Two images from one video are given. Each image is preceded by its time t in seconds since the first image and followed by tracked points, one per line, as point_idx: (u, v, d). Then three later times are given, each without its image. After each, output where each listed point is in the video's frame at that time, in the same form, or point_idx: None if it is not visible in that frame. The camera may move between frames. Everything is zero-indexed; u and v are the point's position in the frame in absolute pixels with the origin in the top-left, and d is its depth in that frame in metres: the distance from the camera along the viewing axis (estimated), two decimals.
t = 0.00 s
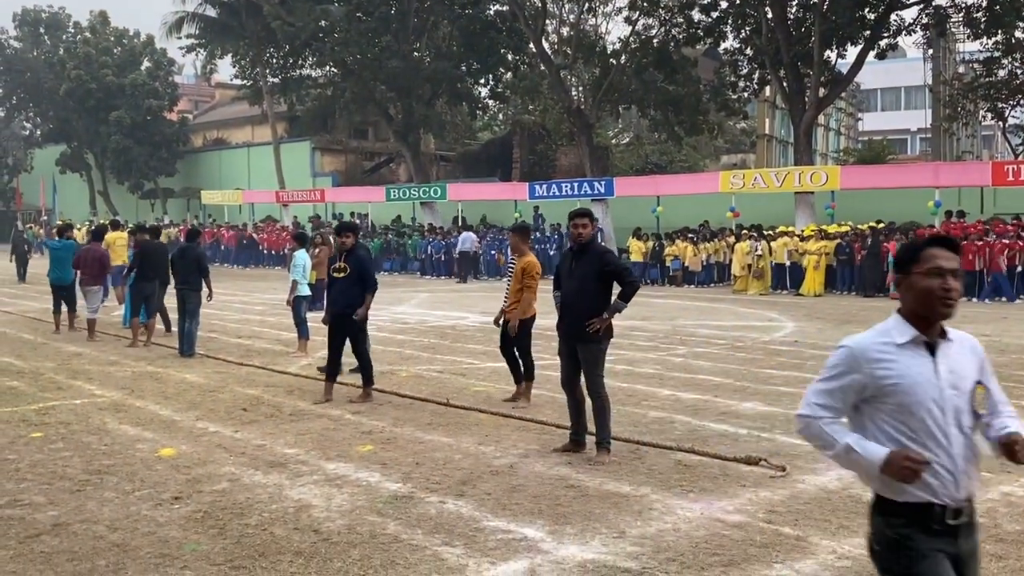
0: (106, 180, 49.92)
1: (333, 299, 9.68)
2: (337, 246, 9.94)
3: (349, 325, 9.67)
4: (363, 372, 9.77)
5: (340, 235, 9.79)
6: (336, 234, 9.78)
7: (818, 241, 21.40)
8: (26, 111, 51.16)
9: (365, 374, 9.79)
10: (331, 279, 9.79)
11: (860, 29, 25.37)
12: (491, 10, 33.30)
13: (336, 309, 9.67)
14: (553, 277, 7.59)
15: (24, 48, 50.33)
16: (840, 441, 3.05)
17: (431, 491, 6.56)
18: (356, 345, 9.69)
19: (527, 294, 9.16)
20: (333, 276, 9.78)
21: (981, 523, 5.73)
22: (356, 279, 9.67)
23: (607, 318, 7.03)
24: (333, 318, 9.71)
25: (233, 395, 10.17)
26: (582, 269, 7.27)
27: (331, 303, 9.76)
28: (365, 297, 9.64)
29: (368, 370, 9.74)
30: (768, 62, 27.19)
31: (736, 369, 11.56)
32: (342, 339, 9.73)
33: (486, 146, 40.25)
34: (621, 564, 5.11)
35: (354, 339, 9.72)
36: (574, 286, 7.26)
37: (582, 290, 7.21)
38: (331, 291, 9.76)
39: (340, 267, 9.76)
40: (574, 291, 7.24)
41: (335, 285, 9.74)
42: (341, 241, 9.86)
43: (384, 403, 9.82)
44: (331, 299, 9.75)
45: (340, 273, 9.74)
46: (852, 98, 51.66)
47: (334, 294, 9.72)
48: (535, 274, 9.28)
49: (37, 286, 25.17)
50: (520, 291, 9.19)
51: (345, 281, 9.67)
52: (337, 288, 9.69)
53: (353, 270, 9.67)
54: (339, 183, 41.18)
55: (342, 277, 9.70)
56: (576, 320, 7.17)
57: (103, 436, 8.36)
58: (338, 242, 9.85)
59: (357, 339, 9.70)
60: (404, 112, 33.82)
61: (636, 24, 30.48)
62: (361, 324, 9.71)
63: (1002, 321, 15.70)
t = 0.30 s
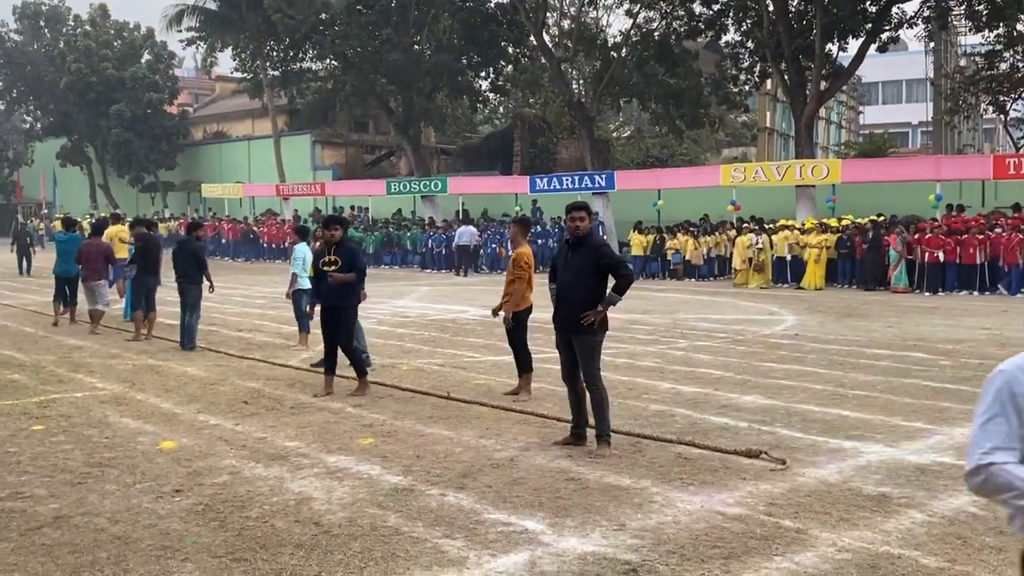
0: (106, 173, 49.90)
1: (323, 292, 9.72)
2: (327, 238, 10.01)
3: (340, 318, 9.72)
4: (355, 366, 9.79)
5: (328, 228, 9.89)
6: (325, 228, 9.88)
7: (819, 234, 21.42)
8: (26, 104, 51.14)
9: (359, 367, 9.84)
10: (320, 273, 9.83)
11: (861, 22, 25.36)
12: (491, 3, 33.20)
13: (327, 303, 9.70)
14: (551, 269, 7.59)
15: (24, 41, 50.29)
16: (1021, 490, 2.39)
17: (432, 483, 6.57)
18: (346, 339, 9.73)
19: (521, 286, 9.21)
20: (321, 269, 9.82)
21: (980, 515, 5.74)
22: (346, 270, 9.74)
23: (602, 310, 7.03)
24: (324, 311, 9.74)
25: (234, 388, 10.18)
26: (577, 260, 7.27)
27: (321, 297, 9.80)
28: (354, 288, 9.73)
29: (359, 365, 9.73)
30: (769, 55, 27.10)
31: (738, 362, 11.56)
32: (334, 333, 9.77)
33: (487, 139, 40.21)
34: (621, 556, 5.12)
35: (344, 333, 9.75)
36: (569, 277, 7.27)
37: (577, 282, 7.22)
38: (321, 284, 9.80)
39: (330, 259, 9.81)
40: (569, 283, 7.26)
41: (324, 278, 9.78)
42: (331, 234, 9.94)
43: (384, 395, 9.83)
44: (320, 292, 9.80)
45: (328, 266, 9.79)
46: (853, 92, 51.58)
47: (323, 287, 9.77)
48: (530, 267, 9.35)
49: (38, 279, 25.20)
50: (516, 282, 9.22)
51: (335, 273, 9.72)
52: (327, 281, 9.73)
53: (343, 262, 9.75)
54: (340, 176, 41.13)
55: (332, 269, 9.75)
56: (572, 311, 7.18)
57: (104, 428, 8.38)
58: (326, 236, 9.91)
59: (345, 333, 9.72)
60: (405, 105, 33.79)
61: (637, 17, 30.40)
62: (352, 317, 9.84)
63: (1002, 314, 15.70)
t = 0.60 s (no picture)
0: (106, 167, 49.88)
1: (323, 287, 9.72)
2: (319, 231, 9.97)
3: (336, 312, 9.76)
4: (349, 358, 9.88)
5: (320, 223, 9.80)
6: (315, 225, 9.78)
7: (819, 229, 21.48)
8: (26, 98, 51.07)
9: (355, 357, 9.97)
10: (315, 268, 9.80)
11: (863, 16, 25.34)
12: None
13: (325, 299, 9.72)
14: (549, 263, 7.59)
15: (25, 35, 50.24)
16: None
17: (433, 476, 6.58)
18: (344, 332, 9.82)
19: (517, 280, 9.17)
20: (319, 266, 9.80)
21: (980, 509, 5.75)
22: (346, 264, 9.83)
23: (602, 305, 7.03)
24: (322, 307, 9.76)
25: (235, 381, 10.20)
26: (577, 254, 7.26)
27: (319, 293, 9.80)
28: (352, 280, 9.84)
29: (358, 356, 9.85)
30: (770, 50, 27.06)
31: (738, 356, 11.58)
32: (333, 327, 9.83)
33: (488, 134, 40.20)
34: (621, 549, 5.13)
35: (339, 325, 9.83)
36: (569, 271, 7.26)
37: (575, 275, 7.23)
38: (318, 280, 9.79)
39: (327, 254, 9.79)
40: (568, 276, 7.26)
41: (321, 275, 9.77)
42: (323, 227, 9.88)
43: (385, 389, 9.85)
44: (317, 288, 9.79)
45: (325, 262, 9.79)
46: (854, 86, 51.54)
47: (319, 283, 9.78)
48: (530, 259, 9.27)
49: (39, 273, 25.19)
50: (513, 275, 9.17)
51: (333, 269, 9.76)
52: (324, 277, 9.74)
53: (343, 256, 9.80)
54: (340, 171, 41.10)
55: (332, 264, 9.76)
56: (571, 306, 7.18)
57: (105, 422, 8.39)
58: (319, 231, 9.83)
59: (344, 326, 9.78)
60: (405, 100, 33.76)
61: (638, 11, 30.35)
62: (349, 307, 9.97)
63: (1002, 309, 15.72)
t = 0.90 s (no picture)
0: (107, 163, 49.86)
1: (328, 282, 9.73)
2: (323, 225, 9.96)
3: (335, 308, 9.80)
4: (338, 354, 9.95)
5: (328, 217, 9.83)
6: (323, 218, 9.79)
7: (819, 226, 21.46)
8: (26, 94, 51.07)
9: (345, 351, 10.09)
10: (320, 262, 9.79)
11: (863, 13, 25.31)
12: None
13: (327, 294, 9.74)
14: (549, 259, 7.58)
15: (25, 31, 50.23)
16: None
17: (433, 471, 6.59)
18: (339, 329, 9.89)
19: (518, 275, 9.18)
20: (324, 260, 9.80)
21: (981, 504, 5.76)
22: (352, 260, 9.91)
23: (603, 300, 7.04)
24: (324, 302, 9.77)
25: (236, 376, 10.21)
26: (578, 250, 7.27)
27: (321, 288, 9.79)
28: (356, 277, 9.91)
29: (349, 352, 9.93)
30: (770, 47, 27.03)
31: (738, 352, 11.58)
32: (330, 322, 9.86)
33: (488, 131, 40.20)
34: (621, 543, 5.14)
35: (335, 321, 9.88)
36: (569, 267, 7.27)
37: (577, 271, 7.23)
38: (322, 275, 9.79)
39: (334, 249, 9.82)
40: (569, 272, 7.26)
41: (326, 269, 9.77)
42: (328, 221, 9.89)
43: (386, 384, 9.86)
44: (320, 283, 9.78)
45: (331, 256, 9.81)
46: (855, 83, 51.52)
47: (321, 277, 9.78)
48: (532, 253, 9.29)
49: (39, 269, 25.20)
50: (514, 270, 9.17)
51: (339, 264, 9.80)
52: (330, 272, 9.76)
53: (350, 251, 9.87)
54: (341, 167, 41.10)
55: (339, 259, 9.81)
56: (572, 302, 7.19)
57: (106, 416, 8.39)
58: (327, 224, 9.85)
59: (341, 322, 9.84)
60: (405, 96, 33.75)
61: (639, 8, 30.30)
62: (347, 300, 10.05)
63: (1002, 306, 15.73)
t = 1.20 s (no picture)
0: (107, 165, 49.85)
1: (339, 283, 9.73)
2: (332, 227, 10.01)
3: (340, 308, 9.79)
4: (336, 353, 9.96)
5: (338, 219, 9.90)
6: (335, 219, 9.86)
7: (819, 229, 21.42)
8: (27, 95, 51.08)
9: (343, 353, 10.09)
10: (331, 263, 9.77)
11: (865, 16, 25.29)
12: None
13: (335, 295, 9.74)
14: (551, 261, 7.56)
15: (25, 33, 50.27)
16: None
17: (434, 473, 6.58)
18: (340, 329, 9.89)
19: (519, 276, 9.15)
20: (335, 261, 9.79)
21: (982, 507, 5.74)
22: (360, 262, 9.96)
23: (605, 303, 7.03)
24: (332, 302, 9.76)
25: (235, 378, 10.20)
26: (579, 253, 7.26)
27: (330, 288, 9.77)
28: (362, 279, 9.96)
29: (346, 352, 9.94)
30: (771, 50, 26.99)
31: (739, 356, 11.56)
32: (333, 321, 9.83)
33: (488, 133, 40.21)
34: (622, 545, 5.13)
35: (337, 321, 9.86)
36: (571, 269, 7.25)
37: (578, 274, 7.21)
38: (332, 275, 9.77)
39: (345, 250, 9.83)
40: (571, 275, 7.25)
41: (337, 270, 9.76)
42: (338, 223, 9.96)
43: (386, 386, 9.85)
44: (329, 283, 9.76)
45: (342, 258, 9.82)
46: (856, 86, 51.51)
47: (330, 278, 9.76)
48: (532, 254, 9.30)
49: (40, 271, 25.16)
50: (515, 271, 9.16)
51: (350, 266, 9.82)
52: (341, 273, 9.76)
53: (360, 253, 9.92)
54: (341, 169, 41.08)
55: (350, 261, 9.83)
56: (573, 305, 7.18)
57: (105, 417, 8.38)
58: (338, 225, 9.87)
59: (342, 323, 9.84)
60: (406, 98, 33.75)
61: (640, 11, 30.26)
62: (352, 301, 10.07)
63: (1003, 309, 15.71)
